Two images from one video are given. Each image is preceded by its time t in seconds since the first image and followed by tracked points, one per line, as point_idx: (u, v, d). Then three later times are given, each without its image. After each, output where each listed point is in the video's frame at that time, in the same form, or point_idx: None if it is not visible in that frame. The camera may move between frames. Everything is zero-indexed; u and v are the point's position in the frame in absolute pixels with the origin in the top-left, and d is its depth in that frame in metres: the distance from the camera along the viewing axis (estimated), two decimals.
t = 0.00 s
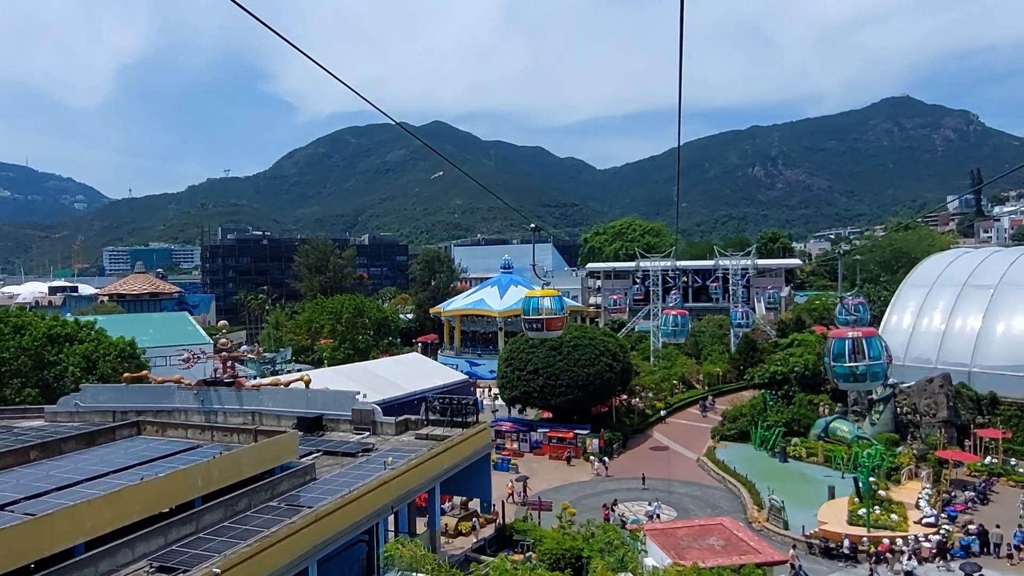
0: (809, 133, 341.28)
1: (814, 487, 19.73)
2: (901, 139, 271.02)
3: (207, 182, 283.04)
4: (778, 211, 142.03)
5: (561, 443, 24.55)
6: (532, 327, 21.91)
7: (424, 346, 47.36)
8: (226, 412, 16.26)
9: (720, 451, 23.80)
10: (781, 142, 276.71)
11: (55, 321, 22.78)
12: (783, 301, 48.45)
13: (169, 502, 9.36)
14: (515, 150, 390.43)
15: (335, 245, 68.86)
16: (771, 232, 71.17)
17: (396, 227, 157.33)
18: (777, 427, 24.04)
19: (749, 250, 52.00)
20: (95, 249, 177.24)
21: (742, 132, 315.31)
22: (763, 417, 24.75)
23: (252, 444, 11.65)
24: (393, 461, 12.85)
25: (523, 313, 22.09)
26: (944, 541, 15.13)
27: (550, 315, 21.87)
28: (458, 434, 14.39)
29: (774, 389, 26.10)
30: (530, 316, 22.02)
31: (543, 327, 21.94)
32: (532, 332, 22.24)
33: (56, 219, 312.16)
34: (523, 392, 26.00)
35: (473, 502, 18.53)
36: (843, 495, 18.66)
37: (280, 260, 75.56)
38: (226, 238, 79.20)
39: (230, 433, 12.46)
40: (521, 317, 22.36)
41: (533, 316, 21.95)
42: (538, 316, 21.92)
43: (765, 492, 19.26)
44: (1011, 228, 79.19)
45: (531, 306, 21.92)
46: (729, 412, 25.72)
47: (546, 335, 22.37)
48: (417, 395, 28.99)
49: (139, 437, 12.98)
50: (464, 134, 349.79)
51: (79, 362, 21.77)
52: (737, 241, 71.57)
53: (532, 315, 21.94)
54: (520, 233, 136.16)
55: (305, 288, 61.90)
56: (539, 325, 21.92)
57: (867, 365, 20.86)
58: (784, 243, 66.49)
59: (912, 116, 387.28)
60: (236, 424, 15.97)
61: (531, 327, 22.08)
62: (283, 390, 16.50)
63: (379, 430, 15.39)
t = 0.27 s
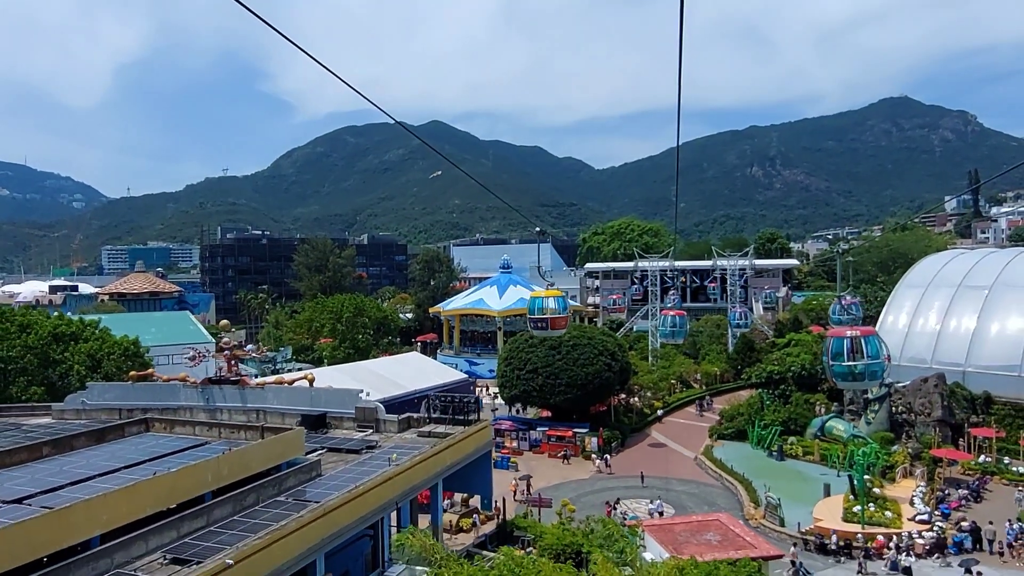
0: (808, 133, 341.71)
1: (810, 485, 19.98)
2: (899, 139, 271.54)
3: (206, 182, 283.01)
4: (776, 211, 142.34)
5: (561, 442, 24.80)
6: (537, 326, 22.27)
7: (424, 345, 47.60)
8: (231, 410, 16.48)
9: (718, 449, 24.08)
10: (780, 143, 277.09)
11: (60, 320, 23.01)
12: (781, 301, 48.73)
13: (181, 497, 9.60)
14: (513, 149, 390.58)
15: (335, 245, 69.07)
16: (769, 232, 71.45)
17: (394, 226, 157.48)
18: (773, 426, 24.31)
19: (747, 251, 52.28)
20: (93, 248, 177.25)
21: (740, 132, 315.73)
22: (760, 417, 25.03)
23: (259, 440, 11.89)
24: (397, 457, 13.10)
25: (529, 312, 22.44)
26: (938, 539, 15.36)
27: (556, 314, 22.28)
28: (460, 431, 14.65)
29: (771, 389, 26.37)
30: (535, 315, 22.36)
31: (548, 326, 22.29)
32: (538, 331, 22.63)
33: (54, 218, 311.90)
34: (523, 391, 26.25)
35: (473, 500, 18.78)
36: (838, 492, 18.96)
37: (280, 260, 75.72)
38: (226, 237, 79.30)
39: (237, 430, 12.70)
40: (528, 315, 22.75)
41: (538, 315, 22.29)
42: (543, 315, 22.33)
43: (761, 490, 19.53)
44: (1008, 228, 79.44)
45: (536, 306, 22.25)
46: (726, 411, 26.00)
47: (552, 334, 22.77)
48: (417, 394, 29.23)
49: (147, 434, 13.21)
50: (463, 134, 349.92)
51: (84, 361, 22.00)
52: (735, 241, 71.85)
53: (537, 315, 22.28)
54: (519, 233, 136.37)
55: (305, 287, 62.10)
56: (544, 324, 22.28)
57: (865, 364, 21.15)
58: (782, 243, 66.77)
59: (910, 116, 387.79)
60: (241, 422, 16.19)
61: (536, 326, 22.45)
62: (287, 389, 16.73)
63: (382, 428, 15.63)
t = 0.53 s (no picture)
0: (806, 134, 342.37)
1: (806, 483, 20.28)
2: (896, 140, 272.34)
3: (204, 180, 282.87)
4: (773, 211, 142.83)
5: (560, 440, 25.07)
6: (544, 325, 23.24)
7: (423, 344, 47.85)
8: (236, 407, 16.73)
9: (715, 447, 24.38)
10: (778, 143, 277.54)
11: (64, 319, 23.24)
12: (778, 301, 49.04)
13: (192, 491, 9.85)
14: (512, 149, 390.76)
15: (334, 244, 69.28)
16: (767, 233, 71.78)
17: (393, 225, 157.63)
18: (770, 425, 24.61)
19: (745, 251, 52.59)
20: (91, 247, 177.17)
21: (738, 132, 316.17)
22: (756, 416, 25.32)
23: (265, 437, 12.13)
24: (400, 454, 13.35)
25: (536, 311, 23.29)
26: (930, 536, 15.66)
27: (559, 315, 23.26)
28: (462, 429, 14.91)
29: (767, 388, 26.66)
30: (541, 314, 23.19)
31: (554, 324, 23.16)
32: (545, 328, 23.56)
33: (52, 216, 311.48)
34: (523, 389, 26.51)
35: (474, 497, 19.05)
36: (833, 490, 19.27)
37: (279, 259, 75.88)
38: (225, 236, 79.46)
39: (244, 427, 12.94)
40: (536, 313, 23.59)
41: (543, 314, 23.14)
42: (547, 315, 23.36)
43: (758, 488, 19.84)
44: (1004, 229, 79.80)
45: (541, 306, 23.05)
46: (723, 410, 26.30)
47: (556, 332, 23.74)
48: (417, 393, 29.48)
49: (155, 430, 13.45)
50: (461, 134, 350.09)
51: (89, 359, 22.23)
52: (733, 241, 72.17)
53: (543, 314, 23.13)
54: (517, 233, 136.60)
55: (304, 286, 62.30)
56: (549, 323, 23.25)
57: (864, 364, 21.47)
58: (780, 243, 67.10)
59: (908, 117, 388.55)
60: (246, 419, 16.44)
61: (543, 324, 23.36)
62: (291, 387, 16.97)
63: (385, 425, 15.89)
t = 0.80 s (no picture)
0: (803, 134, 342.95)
1: (800, 481, 20.60)
2: (894, 141, 272.96)
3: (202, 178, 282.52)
4: (771, 211, 143.22)
5: (559, 438, 25.33)
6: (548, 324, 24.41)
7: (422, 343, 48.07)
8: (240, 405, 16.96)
9: (712, 446, 24.67)
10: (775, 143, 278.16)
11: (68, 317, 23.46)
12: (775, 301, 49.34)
13: (201, 486, 10.10)
14: (510, 148, 390.91)
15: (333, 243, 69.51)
16: (764, 234, 72.12)
17: (391, 224, 157.78)
18: (766, 424, 24.91)
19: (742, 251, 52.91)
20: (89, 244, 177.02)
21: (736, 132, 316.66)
22: (753, 415, 25.61)
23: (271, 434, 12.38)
24: (403, 451, 13.61)
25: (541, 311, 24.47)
26: (920, 533, 15.99)
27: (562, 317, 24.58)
28: (463, 426, 15.16)
29: (764, 387, 26.95)
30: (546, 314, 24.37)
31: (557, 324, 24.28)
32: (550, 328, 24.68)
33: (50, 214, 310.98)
34: (522, 388, 26.78)
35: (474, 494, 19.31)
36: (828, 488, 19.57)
37: (278, 257, 76.03)
38: (223, 235, 79.60)
39: (250, 424, 13.18)
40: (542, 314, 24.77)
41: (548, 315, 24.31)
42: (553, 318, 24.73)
43: (753, 485, 20.14)
44: (1000, 231, 80.19)
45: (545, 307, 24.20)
46: (720, 409, 26.60)
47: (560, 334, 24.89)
48: (417, 391, 29.72)
49: (162, 427, 13.69)
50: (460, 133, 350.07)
51: (92, 357, 22.44)
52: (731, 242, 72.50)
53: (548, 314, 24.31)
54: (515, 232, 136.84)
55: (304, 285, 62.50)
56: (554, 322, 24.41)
57: (861, 365, 21.72)
58: (777, 244, 67.44)
59: (906, 119, 389.41)
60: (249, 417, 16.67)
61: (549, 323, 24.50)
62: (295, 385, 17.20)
63: (387, 423, 16.15)
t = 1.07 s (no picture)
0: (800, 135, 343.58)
1: (794, 480, 20.88)
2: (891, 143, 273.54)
3: (199, 176, 282.12)
4: (767, 212, 143.55)
5: (556, 436, 25.62)
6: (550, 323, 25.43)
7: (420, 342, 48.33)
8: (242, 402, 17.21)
9: (707, 445, 24.97)
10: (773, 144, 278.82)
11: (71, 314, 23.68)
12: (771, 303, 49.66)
13: (210, 480, 10.35)
14: (508, 148, 391.01)
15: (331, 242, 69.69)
16: (761, 235, 72.43)
17: (389, 223, 157.81)
18: (760, 424, 25.23)
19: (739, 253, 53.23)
20: (85, 242, 176.77)
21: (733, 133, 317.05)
22: (748, 414, 25.93)
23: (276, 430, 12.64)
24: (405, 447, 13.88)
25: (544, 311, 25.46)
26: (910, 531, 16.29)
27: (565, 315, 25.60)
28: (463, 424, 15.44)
29: (759, 387, 27.26)
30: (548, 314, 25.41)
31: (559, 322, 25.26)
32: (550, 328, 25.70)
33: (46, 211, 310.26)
34: (520, 387, 27.04)
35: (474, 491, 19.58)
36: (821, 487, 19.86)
37: (276, 256, 76.16)
38: (221, 233, 79.68)
39: (254, 420, 13.43)
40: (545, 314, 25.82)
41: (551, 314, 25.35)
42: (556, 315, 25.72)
43: (748, 484, 20.42)
44: (996, 233, 80.52)
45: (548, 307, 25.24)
46: (715, 409, 26.92)
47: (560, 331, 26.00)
48: (416, 390, 29.97)
49: (167, 423, 13.93)
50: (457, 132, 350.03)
51: (95, 354, 22.67)
52: (728, 243, 72.81)
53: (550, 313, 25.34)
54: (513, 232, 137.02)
55: (302, 284, 62.68)
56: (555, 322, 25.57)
57: (858, 367, 22.01)
58: (773, 245, 67.76)
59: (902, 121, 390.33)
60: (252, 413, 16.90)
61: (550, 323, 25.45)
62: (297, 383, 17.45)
63: (388, 420, 16.42)
